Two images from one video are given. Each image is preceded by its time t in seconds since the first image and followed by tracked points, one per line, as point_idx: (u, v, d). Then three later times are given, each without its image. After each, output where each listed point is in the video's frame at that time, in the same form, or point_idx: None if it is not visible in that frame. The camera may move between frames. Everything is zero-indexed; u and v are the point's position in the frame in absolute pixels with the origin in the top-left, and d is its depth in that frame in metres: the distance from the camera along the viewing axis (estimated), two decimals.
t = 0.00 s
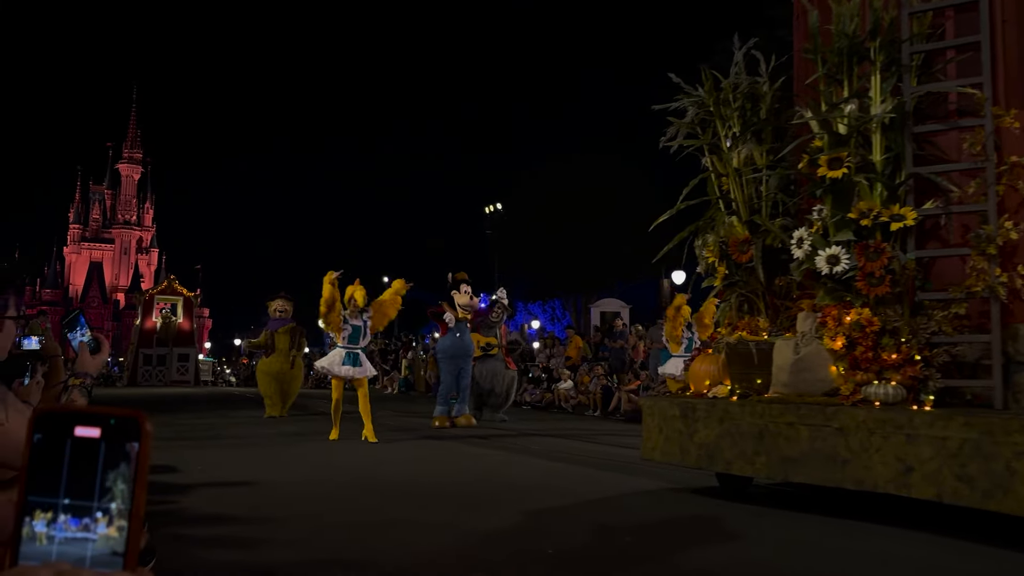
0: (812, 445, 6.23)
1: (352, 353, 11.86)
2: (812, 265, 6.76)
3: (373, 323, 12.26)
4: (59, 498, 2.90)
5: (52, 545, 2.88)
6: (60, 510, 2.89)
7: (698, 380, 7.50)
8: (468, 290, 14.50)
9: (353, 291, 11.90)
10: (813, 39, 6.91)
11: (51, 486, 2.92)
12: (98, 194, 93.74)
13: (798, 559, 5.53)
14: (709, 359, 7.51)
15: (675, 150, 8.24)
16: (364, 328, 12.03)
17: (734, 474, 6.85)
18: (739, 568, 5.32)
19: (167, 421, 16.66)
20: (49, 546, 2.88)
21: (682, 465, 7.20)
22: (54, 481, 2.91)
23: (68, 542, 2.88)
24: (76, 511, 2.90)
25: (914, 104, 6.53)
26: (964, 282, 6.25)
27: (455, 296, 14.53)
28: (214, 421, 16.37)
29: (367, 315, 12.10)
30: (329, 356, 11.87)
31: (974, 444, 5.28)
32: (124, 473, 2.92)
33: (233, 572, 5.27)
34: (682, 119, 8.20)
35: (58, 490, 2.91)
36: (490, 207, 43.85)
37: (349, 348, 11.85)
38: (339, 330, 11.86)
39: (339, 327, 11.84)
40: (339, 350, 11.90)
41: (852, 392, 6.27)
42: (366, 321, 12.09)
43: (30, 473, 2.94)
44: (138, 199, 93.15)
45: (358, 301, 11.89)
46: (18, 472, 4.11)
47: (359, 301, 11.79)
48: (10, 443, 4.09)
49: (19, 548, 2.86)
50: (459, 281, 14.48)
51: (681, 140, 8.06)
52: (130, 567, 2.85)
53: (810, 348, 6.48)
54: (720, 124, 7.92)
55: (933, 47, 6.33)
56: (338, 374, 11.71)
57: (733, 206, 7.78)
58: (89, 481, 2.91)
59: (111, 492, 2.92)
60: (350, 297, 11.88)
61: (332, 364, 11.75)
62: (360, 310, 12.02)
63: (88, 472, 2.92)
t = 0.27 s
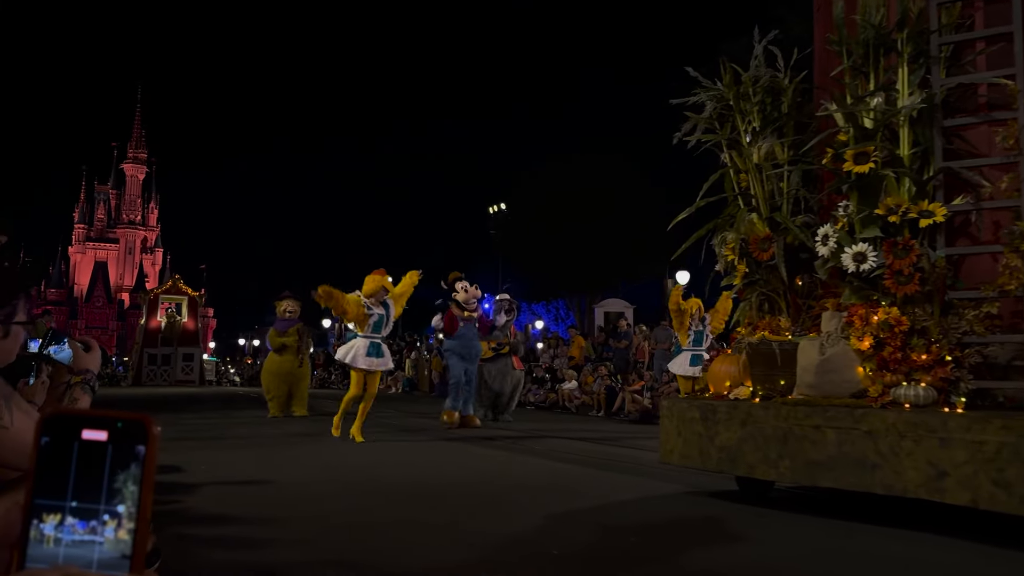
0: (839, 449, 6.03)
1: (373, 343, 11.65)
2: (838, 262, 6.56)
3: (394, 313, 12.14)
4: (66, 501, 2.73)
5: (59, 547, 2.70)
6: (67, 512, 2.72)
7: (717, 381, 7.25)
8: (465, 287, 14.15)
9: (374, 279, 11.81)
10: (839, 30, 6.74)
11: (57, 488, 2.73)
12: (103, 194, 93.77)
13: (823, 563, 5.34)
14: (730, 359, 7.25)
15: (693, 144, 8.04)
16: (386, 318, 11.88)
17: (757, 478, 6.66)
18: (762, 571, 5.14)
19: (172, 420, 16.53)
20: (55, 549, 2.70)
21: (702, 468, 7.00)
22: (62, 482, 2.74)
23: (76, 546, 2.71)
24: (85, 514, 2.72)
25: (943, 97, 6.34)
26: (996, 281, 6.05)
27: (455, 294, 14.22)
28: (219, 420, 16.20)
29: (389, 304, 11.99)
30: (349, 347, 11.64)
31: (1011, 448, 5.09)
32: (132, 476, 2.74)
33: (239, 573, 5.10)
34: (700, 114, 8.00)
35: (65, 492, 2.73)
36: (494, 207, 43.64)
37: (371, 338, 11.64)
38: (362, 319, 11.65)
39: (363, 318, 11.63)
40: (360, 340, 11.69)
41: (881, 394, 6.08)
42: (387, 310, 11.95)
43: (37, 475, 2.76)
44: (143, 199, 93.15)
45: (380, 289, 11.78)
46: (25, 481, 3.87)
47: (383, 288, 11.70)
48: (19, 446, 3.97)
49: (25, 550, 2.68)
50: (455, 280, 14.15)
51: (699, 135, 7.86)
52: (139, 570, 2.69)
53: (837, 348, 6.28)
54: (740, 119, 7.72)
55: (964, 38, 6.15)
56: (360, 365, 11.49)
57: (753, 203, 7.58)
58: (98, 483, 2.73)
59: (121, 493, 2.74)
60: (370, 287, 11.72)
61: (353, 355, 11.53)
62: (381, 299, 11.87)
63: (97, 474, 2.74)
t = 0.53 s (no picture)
0: (864, 453, 5.85)
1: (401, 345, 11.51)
2: (861, 260, 6.38)
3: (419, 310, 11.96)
4: (70, 502, 2.62)
5: (63, 549, 2.64)
6: (72, 513, 2.62)
7: (736, 383, 7.13)
8: (466, 288, 14.07)
9: (397, 282, 11.51)
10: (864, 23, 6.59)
11: (61, 489, 2.63)
12: (105, 194, 93.70)
13: (846, 566, 5.16)
14: (748, 359, 7.12)
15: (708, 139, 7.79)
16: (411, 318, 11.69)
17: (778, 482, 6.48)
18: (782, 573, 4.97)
19: (174, 421, 16.35)
20: (61, 550, 2.64)
21: (720, 471, 6.82)
22: (64, 484, 2.63)
23: (81, 547, 2.63)
24: (88, 515, 2.62)
25: (970, 91, 6.17)
26: None
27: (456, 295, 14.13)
28: (222, 421, 16.04)
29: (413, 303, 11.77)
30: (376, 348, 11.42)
31: None
32: (136, 480, 2.61)
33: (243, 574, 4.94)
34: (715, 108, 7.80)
35: (69, 494, 2.62)
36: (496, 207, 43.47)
37: (400, 340, 11.50)
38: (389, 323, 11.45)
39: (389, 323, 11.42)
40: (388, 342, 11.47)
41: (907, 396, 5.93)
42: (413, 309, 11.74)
43: (40, 476, 2.67)
44: (145, 200, 93.12)
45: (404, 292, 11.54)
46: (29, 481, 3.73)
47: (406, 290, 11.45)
48: (22, 448, 3.84)
49: (30, 552, 2.62)
50: (456, 281, 14.00)
51: (715, 130, 7.66)
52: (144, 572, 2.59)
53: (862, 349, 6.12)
54: (757, 114, 7.53)
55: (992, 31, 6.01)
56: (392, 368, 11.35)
57: (771, 200, 7.39)
58: (101, 485, 2.62)
59: (127, 495, 2.61)
60: (395, 291, 11.47)
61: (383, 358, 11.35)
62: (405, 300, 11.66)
63: (100, 475, 2.63)
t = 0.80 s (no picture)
0: (888, 457, 5.67)
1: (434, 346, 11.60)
2: (884, 259, 6.17)
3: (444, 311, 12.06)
4: (73, 505, 2.66)
5: (67, 552, 2.66)
6: (73, 513, 2.66)
7: (754, 385, 6.96)
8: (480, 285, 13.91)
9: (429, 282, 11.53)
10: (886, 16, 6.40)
11: (64, 491, 2.68)
12: (106, 195, 93.57)
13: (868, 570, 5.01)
14: (767, 361, 6.98)
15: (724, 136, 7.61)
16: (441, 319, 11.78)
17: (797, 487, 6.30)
18: None
19: (174, 421, 16.22)
20: (62, 552, 2.66)
21: (737, 476, 6.64)
22: (66, 486, 2.68)
23: (82, 550, 2.65)
24: (91, 518, 2.65)
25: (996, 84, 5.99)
26: None
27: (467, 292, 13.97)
28: (221, 422, 15.86)
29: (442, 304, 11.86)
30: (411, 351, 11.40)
31: None
32: (139, 482, 2.64)
33: None
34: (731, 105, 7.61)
35: (71, 495, 2.67)
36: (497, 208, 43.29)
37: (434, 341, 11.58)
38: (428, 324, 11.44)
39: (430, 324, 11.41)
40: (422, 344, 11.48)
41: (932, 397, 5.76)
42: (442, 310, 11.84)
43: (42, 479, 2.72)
44: (146, 201, 92.97)
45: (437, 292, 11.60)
46: (31, 481, 3.53)
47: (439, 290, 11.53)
48: (23, 451, 3.68)
49: (32, 554, 2.65)
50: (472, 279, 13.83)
51: (730, 127, 7.47)
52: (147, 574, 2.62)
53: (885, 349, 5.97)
54: (774, 110, 7.35)
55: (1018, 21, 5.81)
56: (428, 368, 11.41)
57: (787, 198, 7.19)
58: (101, 486, 2.66)
59: (129, 497, 2.64)
60: (429, 292, 11.50)
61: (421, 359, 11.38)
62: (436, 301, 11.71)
63: (102, 478, 2.67)
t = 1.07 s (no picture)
0: (912, 460, 5.51)
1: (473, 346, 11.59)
2: (907, 257, 6.07)
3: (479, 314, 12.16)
4: (73, 505, 2.59)
5: (68, 551, 2.59)
6: (75, 515, 2.59)
7: (769, 386, 6.81)
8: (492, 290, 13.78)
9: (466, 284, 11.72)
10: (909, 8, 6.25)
11: (65, 492, 2.61)
12: (106, 195, 93.43)
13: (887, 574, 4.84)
14: (784, 362, 6.82)
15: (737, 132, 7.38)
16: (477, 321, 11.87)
17: (816, 491, 6.14)
18: None
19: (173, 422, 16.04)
20: (64, 553, 2.59)
21: (753, 480, 6.47)
22: (68, 487, 2.60)
23: (83, 550, 2.58)
24: (91, 517, 2.58)
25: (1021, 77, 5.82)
26: None
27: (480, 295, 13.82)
28: (219, 423, 15.65)
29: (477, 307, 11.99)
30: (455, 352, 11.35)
31: None
32: (141, 481, 2.56)
33: None
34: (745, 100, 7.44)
35: (72, 496, 2.60)
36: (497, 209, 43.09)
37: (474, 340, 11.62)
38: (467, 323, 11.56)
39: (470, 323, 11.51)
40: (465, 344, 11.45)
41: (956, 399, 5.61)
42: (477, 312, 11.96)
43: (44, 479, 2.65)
44: (146, 201, 92.76)
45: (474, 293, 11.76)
46: (30, 482, 3.49)
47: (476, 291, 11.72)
48: (23, 453, 3.52)
49: (32, 555, 2.59)
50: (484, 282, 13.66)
51: (745, 123, 7.29)
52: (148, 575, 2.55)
53: (908, 350, 5.81)
54: (790, 105, 7.19)
55: None
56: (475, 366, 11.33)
57: (803, 195, 7.03)
58: (103, 489, 2.58)
59: (130, 497, 2.56)
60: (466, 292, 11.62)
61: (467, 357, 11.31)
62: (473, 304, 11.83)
63: (102, 482, 2.58)
